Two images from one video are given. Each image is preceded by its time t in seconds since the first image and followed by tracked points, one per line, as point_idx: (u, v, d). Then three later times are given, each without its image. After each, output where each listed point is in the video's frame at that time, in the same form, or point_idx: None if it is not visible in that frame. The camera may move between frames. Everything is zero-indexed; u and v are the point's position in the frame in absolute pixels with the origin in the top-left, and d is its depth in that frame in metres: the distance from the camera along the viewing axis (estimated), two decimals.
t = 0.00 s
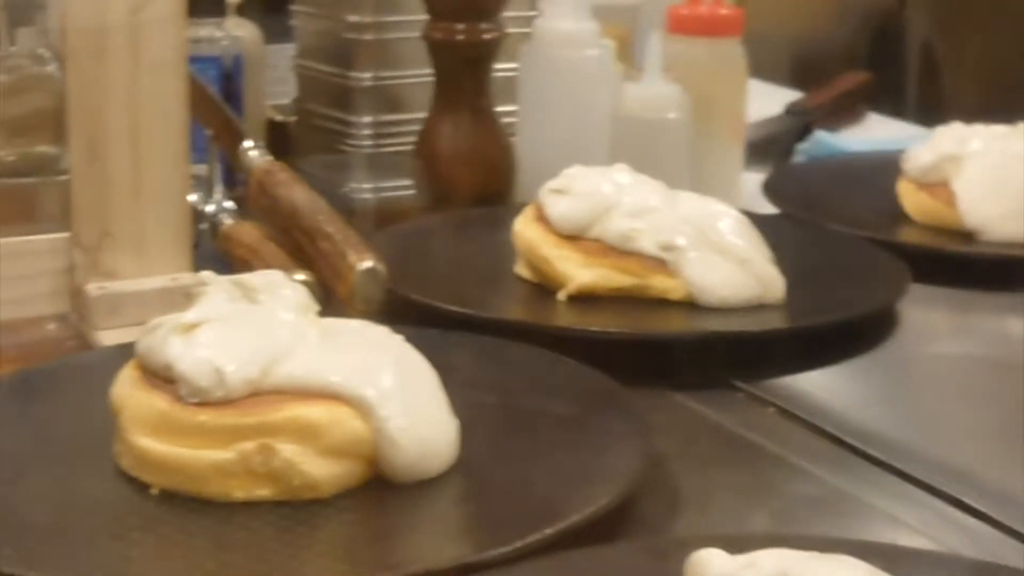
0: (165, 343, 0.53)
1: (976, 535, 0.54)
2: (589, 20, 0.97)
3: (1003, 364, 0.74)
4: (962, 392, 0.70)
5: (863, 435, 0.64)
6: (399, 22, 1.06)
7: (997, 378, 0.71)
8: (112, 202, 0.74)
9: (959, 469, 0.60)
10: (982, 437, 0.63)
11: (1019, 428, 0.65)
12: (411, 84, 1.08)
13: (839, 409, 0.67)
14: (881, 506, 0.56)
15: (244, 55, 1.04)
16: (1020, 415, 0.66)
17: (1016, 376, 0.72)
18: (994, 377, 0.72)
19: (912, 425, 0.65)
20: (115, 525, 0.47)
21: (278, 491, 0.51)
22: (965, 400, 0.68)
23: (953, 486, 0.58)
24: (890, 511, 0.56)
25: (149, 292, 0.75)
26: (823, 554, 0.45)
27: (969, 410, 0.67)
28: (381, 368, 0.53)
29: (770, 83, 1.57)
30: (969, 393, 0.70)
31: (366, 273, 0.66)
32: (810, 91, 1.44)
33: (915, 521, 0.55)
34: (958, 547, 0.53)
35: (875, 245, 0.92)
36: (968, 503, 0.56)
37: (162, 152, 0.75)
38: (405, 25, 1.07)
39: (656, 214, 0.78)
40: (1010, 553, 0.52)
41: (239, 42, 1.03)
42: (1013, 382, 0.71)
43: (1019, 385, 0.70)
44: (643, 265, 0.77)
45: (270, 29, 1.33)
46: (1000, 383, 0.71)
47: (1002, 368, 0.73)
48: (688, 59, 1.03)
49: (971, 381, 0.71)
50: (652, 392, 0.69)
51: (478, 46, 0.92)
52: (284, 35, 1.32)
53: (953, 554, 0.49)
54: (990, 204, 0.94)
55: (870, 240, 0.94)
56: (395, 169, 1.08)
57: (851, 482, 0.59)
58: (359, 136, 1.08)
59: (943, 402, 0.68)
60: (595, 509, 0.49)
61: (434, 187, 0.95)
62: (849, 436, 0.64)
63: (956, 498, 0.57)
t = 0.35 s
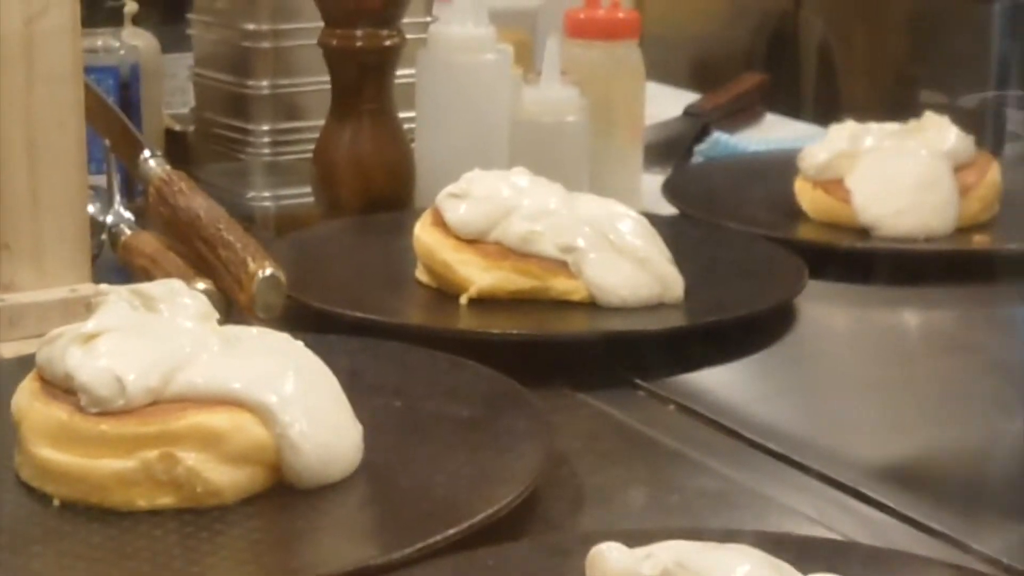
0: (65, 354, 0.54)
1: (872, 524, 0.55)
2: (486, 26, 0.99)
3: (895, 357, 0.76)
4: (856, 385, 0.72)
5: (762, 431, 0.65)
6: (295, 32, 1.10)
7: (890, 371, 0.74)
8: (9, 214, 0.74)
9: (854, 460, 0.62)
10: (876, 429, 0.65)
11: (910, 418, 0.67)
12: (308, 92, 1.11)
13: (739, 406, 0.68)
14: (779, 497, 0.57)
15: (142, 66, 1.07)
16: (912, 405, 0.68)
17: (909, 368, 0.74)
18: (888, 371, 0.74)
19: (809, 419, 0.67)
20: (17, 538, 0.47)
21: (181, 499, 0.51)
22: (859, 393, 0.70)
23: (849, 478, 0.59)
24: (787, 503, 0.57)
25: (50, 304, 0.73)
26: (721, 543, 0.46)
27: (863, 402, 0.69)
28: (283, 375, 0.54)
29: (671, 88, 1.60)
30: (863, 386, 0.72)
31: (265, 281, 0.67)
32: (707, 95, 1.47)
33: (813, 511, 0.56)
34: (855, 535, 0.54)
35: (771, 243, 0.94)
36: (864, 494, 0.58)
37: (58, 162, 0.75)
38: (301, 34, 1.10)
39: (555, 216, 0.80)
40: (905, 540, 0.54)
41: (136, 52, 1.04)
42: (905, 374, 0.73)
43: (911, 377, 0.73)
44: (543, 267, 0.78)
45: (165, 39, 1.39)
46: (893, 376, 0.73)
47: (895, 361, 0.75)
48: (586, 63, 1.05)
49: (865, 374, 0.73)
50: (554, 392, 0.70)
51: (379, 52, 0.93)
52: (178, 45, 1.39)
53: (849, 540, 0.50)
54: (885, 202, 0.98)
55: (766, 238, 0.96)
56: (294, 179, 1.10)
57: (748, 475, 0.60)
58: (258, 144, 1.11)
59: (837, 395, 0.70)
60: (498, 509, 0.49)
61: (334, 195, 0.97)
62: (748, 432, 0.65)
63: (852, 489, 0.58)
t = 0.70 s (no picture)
0: None
1: (791, 517, 0.57)
2: (402, 28, 1.00)
3: (811, 353, 0.78)
4: (774, 381, 0.73)
5: (683, 427, 0.67)
6: (209, 35, 1.09)
7: (807, 367, 0.76)
8: None
9: (775, 454, 0.63)
10: (795, 424, 0.67)
11: (827, 412, 0.69)
12: (224, 96, 1.11)
13: (659, 403, 0.70)
14: (700, 493, 0.59)
15: (58, 72, 1.06)
16: (828, 400, 0.70)
17: (824, 364, 0.76)
18: (804, 367, 0.76)
19: (728, 415, 0.68)
20: None
21: (101, 507, 0.51)
22: (778, 389, 0.72)
23: (769, 473, 0.61)
24: (708, 498, 0.58)
25: None
26: (644, 541, 0.47)
27: (781, 398, 0.71)
28: (204, 381, 0.55)
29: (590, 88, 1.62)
30: (780, 381, 0.73)
31: (184, 287, 0.68)
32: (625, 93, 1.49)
33: (734, 507, 0.57)
34: (775, 528, 0.55)
35: (688, 240, 0.96)
36: (784, 488, 0.60)
37: None
38: (216, 37, 1.10)
39: (473, 218, 0.81)
40: (825, 533, 0.55)
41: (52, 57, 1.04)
42: (821, 370, 0.75)
43: (826, 372, 0.75)
44: (463, 268, 0.79)
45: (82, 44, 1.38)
46: (809, 372, 0.75)
47: (811, 357, 0.77)
48: (504, 63, 1.05)
49: (782, 369, 0.75)
50: (475, 392, 0.71)
51: (296, 55, 0.93)
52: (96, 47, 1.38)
53: (769, 535, 0.52)
54: (797, 199, 1.00)
55: (683, 235, 0.98)
56: (211, 184, 1.09)
57: (670, 471, 0.61)
58: (176, 149, 1.11)
59: (756, 392, 0.72)
60: (422, 510, 0.50)
61: (252, 198, 0.97)
62: (669, 428, 0.66)
63: (772, 484, 0.60)
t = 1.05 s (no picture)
0: None
1: (740, 511, 0.58)
2: (349, 27, 1.00)
3: (758, 347, 0.79)
4: (721, 375, 0.74)
5: (633, 424, 0.67)
6: (154, 35, 1.09)
7: (754, 362, 0.77)
8: None
9: (723, 449, 0.64)
10: (742, 419, 0.68)
11: (773, 406, 0.70)
12: (169, 96, 1.10)
13: (608, 399, 0.71)
14: (650, 489, 0.59)
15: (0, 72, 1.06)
16: (775, 394, 0.72)
17: (770, 358, 0.77)
18: (750, 361, 0.77)
19: (676, 410, 0.69)
20: None
21: (48, 510, 0.51)
22: (724, 385, 0.73)
23: (718, 467, 0.62)
24: (658, 493, 0.59)
25: None
26: (595, 537, 0.47)
27: (729, 393, 0.72)
28: (152, 383, 0.55)
29: (538, 85, 1.62)
30: (727, 375, 0.74)
31: (131, 288, 0.68)
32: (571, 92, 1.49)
33: (683, 501, 0.58)
34: (725, 522, 0.56)
35: (636, 236, 0.96)
36: (732, 482, 0.61)
37: None
38: (161, 37, 1.09)
39: (421, 217, 0.82)
40: (772, 525, 0.56)
41: None
42: (767, 364, 0.76)
43: (772, 366, 0.76)
44: (411, 267, 0.79)
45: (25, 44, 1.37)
46: (756, 366, 0.76)
47: (756, 351, 0.79)
48: (451, 61, 1.06)
49: (729, 363, 0.76)
50: (424, 390, 0.71)
51: (242, 54, 0.93)
52: (39, 47, 1.37)
53: (718, 529, 0.53)
54: (744, 193, 1.01)
55: (631, 231, 0.98)
56: (158, 185, 1.08)
57: (620, 467, 0.62)
58: (121, 150, 1.10)
59: (704, 388, 0.73)
60: (373, 508, 0.50)
61: (197, 197, 0.96)
62: (618, 425, 0.67)
63: (720, 478, 0.61)
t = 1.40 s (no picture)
0: None
1: (728, 508, 0.58)
2: (339, 24, 1.00)
3: (748, 344, 0.80)
4: (711, 372, 0.75)
5: (623, 421, 0.67)
6: (145, 31, 1.08)
7: (745, 359, 0.77)
8: None
9: (713, 446, 0.64)
10: (732, 416, 0.68)
11: (763, 403, 0.70)
12: (161, 92, 1.10)
13: (599, 396, 0.71)
14: (640, 486, 0.59)
15: None
16: (765, 391, 0.72)
17: (760, 355, 0.77)
18: (741, 358, 0.77)
19: (666, 407, 0.69)
20: None
21: (38, 508, 0.51)
22: (715, 381, 0.73)
23: (707, 464, 0.62)
24: (648, 490, 0.59)
25: None
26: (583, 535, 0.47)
27: (719, 389, 0.72)
28: (141, 380, 0.55)
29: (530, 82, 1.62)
30: (718, 372, 0.75)
31: (120, 284, 0.68)
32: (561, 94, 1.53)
33: (673, 499, 0.58)
34: (714, 520, 0.56)
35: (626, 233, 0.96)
36: (722, 480, 0.61)
37: None
38: (152, 33, 1.09)
39: (411, 214, 0.82)
40: (762, 522, 0.56)
41: None
42: (757, 360, 0.76)
43: (762, 363, 0.76)
44: (401, 264, 0.79)
45: (16, 40, 1.36)
46: (746, 363, 0.76)
47: (746, 348, 0.79)
48: (442, 59, 1.06)
49: (719, 360, 0.76)
50: (415, 387, 0.71)
51: (234, 50, 0.93)
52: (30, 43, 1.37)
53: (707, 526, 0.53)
54: (734, 190, 1.01)
55: (622, 228, 0.98)
56: (150, 181, 1.08)
57: (610, 464, 0.62)
58: (112, 146, 1.10)
59: (694, 384, 0.73)
60: (362, 506, 0.50)
61: (186, 193, 0.96)
62: (609, 422, 0.67)
63: (710, 475, 0.61)
